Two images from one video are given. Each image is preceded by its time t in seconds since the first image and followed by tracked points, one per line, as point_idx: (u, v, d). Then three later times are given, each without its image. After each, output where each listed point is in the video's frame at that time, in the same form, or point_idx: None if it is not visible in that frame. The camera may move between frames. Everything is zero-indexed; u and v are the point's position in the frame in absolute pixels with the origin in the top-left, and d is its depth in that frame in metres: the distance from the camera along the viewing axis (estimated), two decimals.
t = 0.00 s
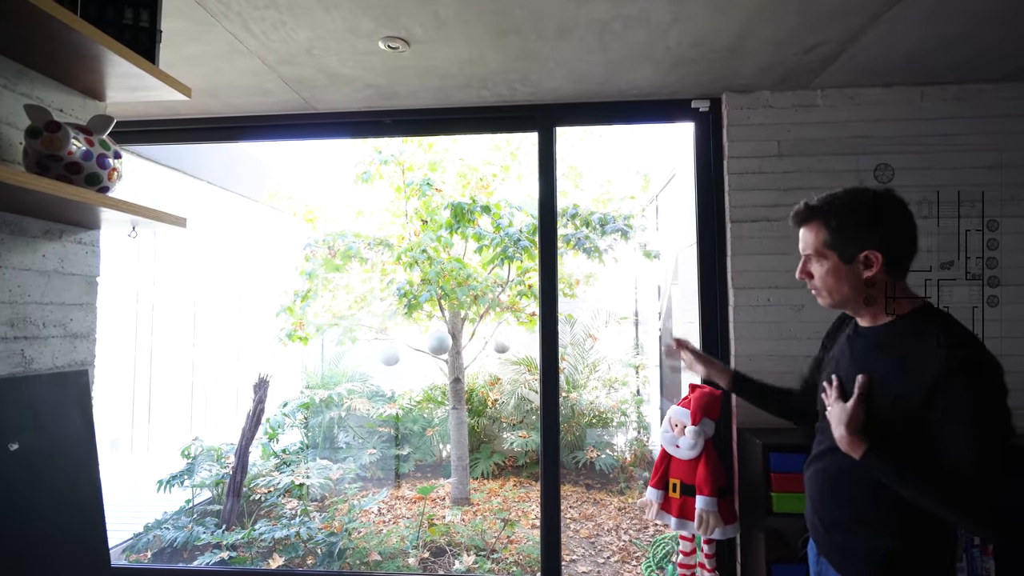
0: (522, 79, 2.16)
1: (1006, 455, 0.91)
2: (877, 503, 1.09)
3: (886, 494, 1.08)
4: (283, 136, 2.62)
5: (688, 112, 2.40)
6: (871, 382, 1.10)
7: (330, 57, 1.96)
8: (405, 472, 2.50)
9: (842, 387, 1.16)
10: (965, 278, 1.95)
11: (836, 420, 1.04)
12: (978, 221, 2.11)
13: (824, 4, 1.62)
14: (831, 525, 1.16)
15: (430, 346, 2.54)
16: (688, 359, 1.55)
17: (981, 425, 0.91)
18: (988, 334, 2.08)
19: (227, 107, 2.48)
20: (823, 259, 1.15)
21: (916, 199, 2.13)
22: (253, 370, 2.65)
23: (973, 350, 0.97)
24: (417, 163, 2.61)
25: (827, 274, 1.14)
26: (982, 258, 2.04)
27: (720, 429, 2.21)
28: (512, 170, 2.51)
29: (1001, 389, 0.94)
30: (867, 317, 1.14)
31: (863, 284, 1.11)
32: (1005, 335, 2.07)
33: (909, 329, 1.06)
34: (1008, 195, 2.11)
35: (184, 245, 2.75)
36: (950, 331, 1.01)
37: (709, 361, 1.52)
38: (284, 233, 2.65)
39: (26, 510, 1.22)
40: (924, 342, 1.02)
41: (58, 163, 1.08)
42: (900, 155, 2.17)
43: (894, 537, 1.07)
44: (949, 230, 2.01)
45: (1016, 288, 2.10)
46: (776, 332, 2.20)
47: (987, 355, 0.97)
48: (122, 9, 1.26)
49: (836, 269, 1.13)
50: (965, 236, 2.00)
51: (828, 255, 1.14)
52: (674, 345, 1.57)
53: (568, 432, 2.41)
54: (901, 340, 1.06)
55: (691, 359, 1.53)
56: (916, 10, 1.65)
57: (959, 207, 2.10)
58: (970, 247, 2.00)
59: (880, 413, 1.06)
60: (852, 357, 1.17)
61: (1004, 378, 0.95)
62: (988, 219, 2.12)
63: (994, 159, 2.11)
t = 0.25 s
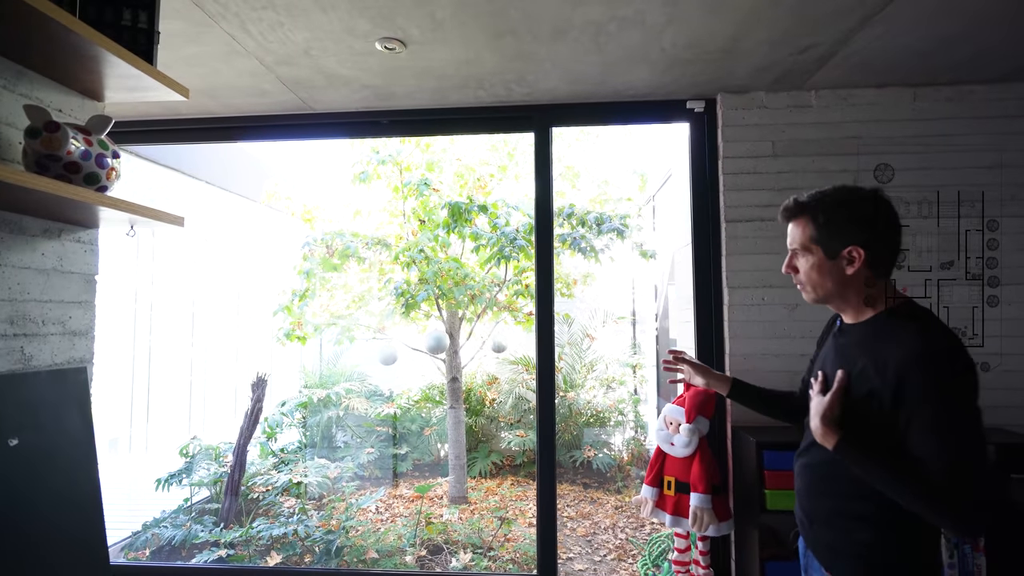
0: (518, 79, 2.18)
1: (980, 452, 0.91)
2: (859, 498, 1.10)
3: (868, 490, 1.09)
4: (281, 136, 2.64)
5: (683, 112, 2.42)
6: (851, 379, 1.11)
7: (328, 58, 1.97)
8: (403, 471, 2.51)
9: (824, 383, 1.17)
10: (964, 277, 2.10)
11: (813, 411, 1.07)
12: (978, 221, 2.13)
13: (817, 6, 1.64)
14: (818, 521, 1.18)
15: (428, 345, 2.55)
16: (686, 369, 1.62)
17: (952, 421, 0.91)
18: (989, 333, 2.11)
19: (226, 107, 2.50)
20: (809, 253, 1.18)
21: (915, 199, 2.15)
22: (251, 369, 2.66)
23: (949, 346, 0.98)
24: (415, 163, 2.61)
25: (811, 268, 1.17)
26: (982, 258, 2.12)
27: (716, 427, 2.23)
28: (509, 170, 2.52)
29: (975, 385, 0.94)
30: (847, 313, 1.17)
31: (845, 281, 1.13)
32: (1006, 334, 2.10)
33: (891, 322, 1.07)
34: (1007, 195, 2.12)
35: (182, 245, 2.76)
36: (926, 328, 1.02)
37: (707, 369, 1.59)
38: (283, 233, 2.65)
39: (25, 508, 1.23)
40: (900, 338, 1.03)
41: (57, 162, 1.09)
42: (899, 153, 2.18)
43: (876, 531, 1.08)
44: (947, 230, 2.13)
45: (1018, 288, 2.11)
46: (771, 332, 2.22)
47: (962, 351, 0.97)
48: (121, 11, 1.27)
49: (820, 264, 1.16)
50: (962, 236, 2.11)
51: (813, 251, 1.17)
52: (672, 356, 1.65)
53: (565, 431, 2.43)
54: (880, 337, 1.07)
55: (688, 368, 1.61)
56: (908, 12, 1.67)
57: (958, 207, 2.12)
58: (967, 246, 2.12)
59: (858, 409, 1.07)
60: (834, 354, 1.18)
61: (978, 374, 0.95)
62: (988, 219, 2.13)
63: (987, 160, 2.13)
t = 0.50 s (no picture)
0: (516, 79, 2.19)
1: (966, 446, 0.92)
2: (850, 493, 1.11)
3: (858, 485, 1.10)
4: (280, 136, 2.64)
5: (680, 112, 2.43)
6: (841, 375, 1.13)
7: (327, 58, 1.99)
8: (402, 471, 2.53)
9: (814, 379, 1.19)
10: (965, 278, 2.13)
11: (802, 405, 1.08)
12: (979, 221, 2.14)
13: (812, 7, 1.65)
14: (810, 515, 1.19)
15: (427, 344, 2.56)
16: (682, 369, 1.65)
17: (939, 415, 0.93)
18: (989, 331, 2.12)
19: (225, 107, 2.51)
20: (805, 244, 1.18)
21: (915, 199, 2.17)
22: (251, 369, 2.67)
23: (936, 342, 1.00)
24: (413, 163, 2.62)
25: (806, 260, 1.17)
26: (981, 258, 2.13)
27: (712, 424, 2.24)
28: (508, 170, 2.53)
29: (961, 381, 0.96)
30: (836, 308, 1.19)
31: (839, 275, 1.14)
32: (1005, 332, 2.11)
33: (877, 318, 1.09)
34: (1004, 193, 2.14)
35: (182, 245, 2.77)
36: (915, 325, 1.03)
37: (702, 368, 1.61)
38: (281, 233, 2.67)
39: (23, 506, 1.24)
40: (889, 334, 1.05)
41: (57, 161, 1.09)
42: (893, 154, 2.20)
43: (866, 526, 1.09)
44: (949, 231, 2.15)
45: (1017, 287, 2.12)
46: (767, 330, 2.24)
47: (949, 348, 0.99)
48: (121, 11, 1.28)
49: (814, 257, 1.17)
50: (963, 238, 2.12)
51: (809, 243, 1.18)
52: (668, 357, 1.70)
53: (563, 431, 2.44)
54: (869, 333, 1.09)
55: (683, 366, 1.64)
56: (903, 12, 1.68)
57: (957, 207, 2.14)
58: (968, 248, 2.14)
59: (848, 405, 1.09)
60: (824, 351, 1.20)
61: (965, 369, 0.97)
62: (988, 219, 2.14)
63: (982, 159, 2.14)
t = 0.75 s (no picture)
0: (514, 78, 2.18)
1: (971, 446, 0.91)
2: (855, 495, 1.10)
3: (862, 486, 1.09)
4: (277, 135, 2.63)
5: (680, 111, 2.42)
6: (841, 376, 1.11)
7: (324, 57, 1.97)
8: (400, 472, 2.51)
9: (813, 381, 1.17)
10: (965, 278, 2.12)
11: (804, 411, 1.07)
12: (979, 220, 2.13)
13: (813, 6, 1.64)
14: (813, 518, 1.17)
15: (425, 345, 2.54)
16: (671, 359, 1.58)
17: (943, 417, 0.91)
18: (989, 331, 2.11)
19: (222, 106, 2.49)
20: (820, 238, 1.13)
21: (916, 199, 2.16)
22: (248, 369, 2.66)
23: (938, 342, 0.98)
24: (411, 163, 2.61)
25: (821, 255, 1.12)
26: (982, 258, 2.12)
27: (712, 425, 2.23)
28: (506, 170, 2.52)
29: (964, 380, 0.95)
30: (838, 306, 1.18)
31: (852, 273, 1.10)
32: (1006, 332, 2.10)
33: (874, 318, 1.09)
34: (1005, 193, 2.13)
35: (179, 244, 2.76)
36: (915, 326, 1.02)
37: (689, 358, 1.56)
38: (279, 233, 2.65)
39: (16, 505, 1.23)
40: (889, 335, 1.04)
41: (48, 160, 1.08)
42: (895, 154, 2.18)
43: (871, 528, 1.08)
44: (949, 231, 2.14)
45: (1018, 287, 2.11)
46: (767, 331, 2.22)
47: (951, 348, 0.98)
48: (114, 9, 1.26)
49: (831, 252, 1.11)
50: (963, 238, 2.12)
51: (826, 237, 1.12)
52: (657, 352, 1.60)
53: (562, 431, 2.43)
54: (868, 333, 1.08)
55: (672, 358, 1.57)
56: (904, 11, 1.67)
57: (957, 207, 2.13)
58: (969, 248, 2.13)
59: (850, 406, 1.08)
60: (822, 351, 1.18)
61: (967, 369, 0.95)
62: (988, 219, 2.12)
63: (983, 159, 2.14)
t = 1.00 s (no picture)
0: (514, 77, 2.16)
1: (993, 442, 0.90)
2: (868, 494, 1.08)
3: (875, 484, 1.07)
4: (275, 134, 2.60)
5: (681, 110, 2.41)
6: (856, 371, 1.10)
7: (322, 54, 1.95)
8: (399, 472, 2.49)
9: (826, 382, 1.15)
10: (965, 278, 2.02)
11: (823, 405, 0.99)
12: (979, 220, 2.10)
13: (815, 4, 1.62)
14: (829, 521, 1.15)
15: (424, 345, 2.52)
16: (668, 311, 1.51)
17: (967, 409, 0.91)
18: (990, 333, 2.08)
19: (219, 104, 2.47)
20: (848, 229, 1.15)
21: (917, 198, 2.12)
22: (246, 369, 2.64)
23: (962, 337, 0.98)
24: (410, 162, 2.58)
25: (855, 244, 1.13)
26: (982, 258, 2.06)
27: (713, 427, 2.21)
28: (506, 169, 2.50)
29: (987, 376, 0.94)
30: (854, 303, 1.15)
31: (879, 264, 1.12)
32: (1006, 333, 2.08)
33: (885, 314, 1.09)
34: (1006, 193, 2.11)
35: (175, 243, 2.73)
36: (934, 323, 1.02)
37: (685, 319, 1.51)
38: (276, 233, 2.63)
39: (7, 504, 1.21)
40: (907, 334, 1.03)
41: (39, 158, 1.05)
42: (894, 155, 2.18)
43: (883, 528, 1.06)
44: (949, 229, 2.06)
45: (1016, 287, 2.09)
46: (768, 331, 2.21)
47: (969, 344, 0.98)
48: (108, 4, 1.24)
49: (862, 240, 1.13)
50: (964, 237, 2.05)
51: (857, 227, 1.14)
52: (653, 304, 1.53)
53: (562, 432, 2.41)
54: (883, 332, 1.07)
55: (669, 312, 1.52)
56: (906, 10, 1.66)
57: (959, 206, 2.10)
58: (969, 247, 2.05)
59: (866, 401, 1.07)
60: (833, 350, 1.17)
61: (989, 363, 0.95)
62: (988, 219, 2.11)
63: (986, 159, 2.12)
